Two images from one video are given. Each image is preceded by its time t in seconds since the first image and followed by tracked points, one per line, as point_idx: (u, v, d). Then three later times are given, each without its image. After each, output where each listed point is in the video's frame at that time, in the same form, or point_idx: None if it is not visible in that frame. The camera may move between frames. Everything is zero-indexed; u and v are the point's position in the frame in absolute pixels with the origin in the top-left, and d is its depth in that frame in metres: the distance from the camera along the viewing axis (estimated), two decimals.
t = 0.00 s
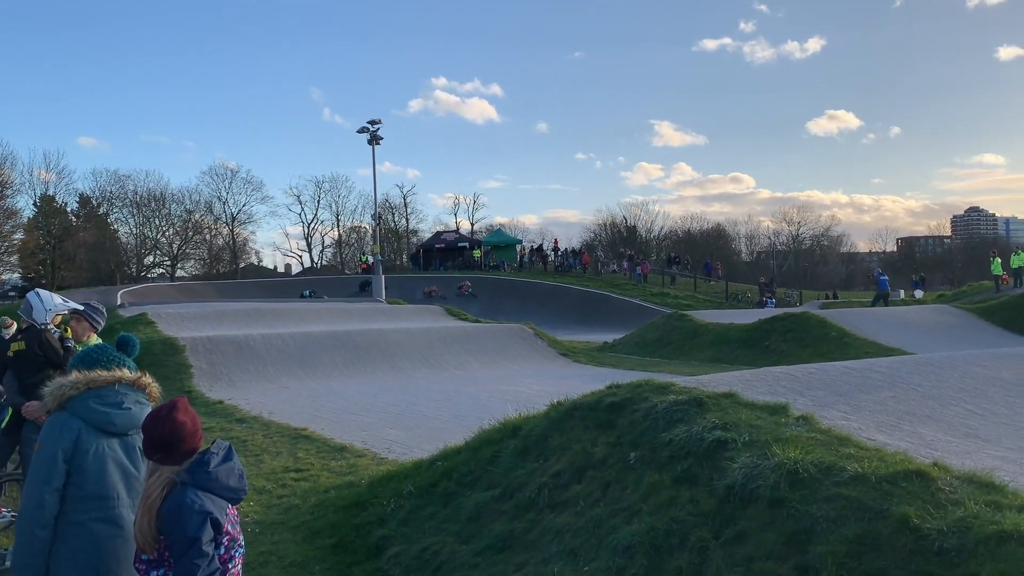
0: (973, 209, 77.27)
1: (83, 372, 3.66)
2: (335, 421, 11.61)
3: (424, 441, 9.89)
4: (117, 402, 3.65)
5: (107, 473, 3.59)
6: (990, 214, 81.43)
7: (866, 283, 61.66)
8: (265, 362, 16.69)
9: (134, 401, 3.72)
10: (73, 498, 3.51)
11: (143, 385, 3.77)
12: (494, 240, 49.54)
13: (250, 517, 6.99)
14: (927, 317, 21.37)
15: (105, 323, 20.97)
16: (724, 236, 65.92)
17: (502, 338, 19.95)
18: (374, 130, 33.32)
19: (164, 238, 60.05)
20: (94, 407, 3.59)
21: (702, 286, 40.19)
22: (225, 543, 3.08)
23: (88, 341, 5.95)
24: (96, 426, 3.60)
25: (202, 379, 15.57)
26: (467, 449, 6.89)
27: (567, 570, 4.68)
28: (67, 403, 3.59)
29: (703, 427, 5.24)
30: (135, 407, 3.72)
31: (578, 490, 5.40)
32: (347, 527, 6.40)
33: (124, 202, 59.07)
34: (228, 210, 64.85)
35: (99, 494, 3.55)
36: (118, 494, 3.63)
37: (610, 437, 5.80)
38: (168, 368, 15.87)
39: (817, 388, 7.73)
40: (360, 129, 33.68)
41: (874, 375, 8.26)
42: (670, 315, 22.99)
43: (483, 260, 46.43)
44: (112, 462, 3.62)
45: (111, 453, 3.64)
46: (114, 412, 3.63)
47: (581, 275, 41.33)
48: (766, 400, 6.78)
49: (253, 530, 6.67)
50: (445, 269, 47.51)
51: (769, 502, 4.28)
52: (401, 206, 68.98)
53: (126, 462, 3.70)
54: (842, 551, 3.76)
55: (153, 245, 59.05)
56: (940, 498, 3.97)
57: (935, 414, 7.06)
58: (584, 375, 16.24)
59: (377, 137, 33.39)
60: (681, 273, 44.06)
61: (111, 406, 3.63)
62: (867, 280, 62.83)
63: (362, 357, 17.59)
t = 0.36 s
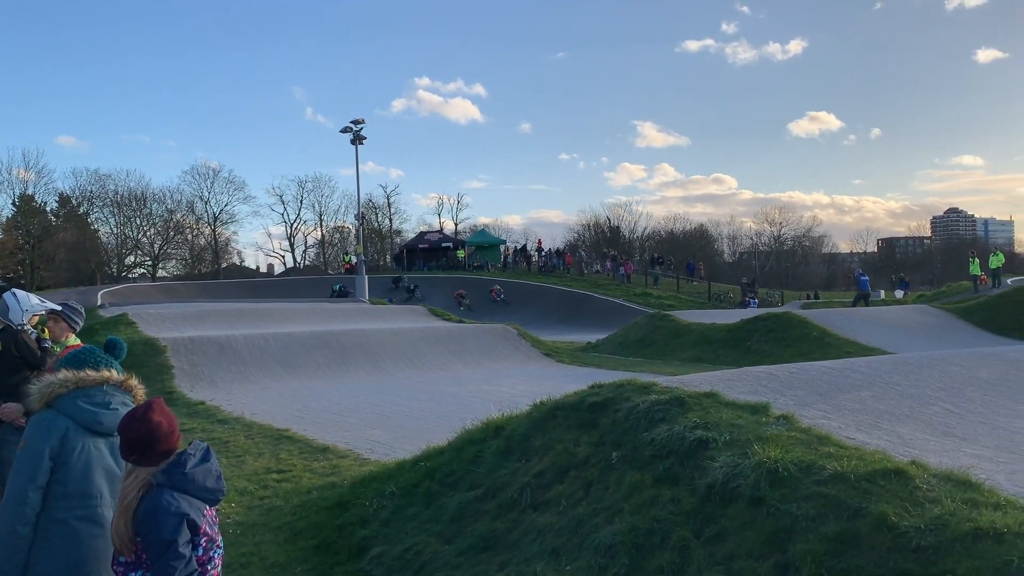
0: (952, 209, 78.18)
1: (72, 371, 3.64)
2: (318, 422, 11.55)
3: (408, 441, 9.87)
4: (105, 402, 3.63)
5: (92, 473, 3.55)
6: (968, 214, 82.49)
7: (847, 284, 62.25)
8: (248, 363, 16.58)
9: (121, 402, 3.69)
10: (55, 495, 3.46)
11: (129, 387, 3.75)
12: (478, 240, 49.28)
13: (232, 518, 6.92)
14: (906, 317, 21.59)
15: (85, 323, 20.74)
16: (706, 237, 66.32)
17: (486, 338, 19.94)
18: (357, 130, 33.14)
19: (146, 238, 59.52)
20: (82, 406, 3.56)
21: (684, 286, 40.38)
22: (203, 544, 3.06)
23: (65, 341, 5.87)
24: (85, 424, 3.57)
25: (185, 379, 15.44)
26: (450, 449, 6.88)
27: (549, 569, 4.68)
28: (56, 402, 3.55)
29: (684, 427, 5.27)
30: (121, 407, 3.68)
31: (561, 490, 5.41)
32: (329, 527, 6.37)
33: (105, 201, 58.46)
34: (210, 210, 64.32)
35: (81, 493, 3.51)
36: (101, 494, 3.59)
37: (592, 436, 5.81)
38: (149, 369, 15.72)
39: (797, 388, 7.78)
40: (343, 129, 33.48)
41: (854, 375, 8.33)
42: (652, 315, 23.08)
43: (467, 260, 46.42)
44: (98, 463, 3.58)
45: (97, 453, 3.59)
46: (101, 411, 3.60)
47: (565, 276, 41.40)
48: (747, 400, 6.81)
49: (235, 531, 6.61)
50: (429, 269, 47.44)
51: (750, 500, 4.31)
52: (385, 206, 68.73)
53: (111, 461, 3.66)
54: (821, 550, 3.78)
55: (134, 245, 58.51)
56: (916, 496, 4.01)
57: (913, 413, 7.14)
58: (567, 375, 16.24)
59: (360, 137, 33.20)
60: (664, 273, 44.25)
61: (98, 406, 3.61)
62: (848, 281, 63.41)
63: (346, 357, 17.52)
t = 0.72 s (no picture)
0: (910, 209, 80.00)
1: (36, 371, 3.60)
2: (283, 421, 11.42)
3: (375, 440, 9.80)
4: (67, 402, 3.56)
5: (52, 473, 3.46)
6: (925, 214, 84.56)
7: (808, 282, 63.41)
8: (212, 362, 16.31)
9: (83, 401, 3.62)
10: (14, 494, 3.38)
11: (92, 388, 3.69)
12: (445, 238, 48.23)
13: (195, 519, 6.81)
14: (866, 315, 22.06)
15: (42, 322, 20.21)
16: (671, 236, 66.98)
17: (453, 336, 19.90)
18: (323, 127, 32.77)
19: (106, 235, 58.17)
20: (43, 406, 3.50)
21: (650, 285, 40.74)
22: (164, 545, 3.01)
23: (21, 340, 5.70)
24: (46, 424, 3.50)
25: (147, 379, 15.13)
26: (416, 447, 6.85)
27: (516, 566, 4.70)
28: (16, 400, 3.50)
29: (649, 423, 5.33)
30: (85, 407, 3.62)
31: (527, 487, 5.42)
32: (295, 527, 6.30)
33: (65, 198, 57.02)
34: (173, 207, 63.10)
35: (41, 492, 3.42)
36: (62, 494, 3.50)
37: (559, 433, 5.84)
38: (109, 368, 15.37)
39: (760, 385, 7.90)
40: (308, 126, 33.09)
41: (815, 372, 8.48)
42: (619, 313, 23.25)
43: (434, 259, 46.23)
44: (60, 462, 3.49)
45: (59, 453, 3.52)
46: (63, 410, 3.53)
47: (532, 274, 41.47)
48: (710, 397, 6.91)
49: (198, 532, 6.50)
50: (395, 268, 47.16)
51: (712, 496, 4.37)
52: (351, 204, 68.07)
53: (76, 464, 3.57)
54: (782, 545, 3.85)
55: (94, 242, 57.16)
56: (874, 491, 4.10)
57: (871, 409, 7.30)
58: (535, 373, 16.28)
59: (326, 134, 32.85)
60: (631, 272, 44.58)
61: (60, 405, 3.54)
62: (810, 279, 64.57)
63: (312, 356, 17.33)
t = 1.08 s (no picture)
0: (835, 209, 83.17)
1: None
2: (214, 421, 11.09)
3: (310, 439, 9.61)
4: None
5: None
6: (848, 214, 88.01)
7: (739, 279, 65.23)
8: (139, 361, 15.72)
9: None
10: None
11: None
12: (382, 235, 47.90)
13: (121, 522, 6.55)
14: (793, 311, 22.82)
15: None
16: (608, 234, 67.87)
17: (390, 334, 19.69)
18: (257, 120, 31.95)
19: (25, 230, 55.34)
20: None
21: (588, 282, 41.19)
22: (80, 547, 2.90)
23: None
24: None
25: (69, 379, 14.47)
26: (351, 445, 6.76)
27: (450, 562, 4.69)
28: None
29: (583, 418, 5.39)
30: None
31: (463, 483, 5.41)
32: (226, 528, 6.13)
33: None
34: (98, 202, 60.64)
35: None
36: None
37: (494, 429, 5.85)
38: (28, 368, 14.65)
39: (692, 380, 8.08)
40: (242, 119, 32.21)
41: (745, 367, 8.74)
42: (556, 310, 23.45)
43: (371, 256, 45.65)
44: None
45: None
46: None
47: (471, 271, 41.40)
48: (642, 391, 7.04)
49: (125, 535, 6.26)
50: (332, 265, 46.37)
51: (643, 489, 4.46)
52: (286, 199, 66.65)
53: None
54: (710, 535, 3.96)
55: (11, 238, 54.29)
56: (798, 482, 4.25)
57: (797, 402, 7.56)
58: (473, 371, 16.25)
59: (259, 128, 32.06)
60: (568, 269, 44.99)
61: None
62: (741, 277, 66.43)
63: (244, 355, 16.89)
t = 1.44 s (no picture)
0: (740, 212, 86.70)
1: None
2: (114, 427, 10.50)
3: (219, 444, 9.23)
4: None
5: None
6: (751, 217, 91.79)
7: (650, 279, 66.97)
8: (31, 364, 14.70)
9: None
10: None
11: None
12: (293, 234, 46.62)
13: (12, 535, 6.10)
14: (701, 311, 23.61)
15: None
16: (522, 235, 68.34)
17: (302, 336, 19.18)
18: (160, 115, 30.46)
19: None
20: None
21: (503, 282, 41.34)
22: None
23: None
24: None
25: None
26: (262, 448, 6.53)
27: (364, 566, 4.60)
28: None
29: (498, 417, 5.40)
30: None
31: (378, 485, 5.32)
32: (128, 537, 5.82)
33: None
34: None
35: None
36: None
37: (409, 430, 5.78)
38: None
39: (605, 378, 8.24)
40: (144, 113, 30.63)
41: (656, 364, 8.98)
42: (472, 310, 23.43)
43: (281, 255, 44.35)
44: None
45: None
46: None
47: (385, 272, 40.83)
48: (556, 389, 7.13)
49: (18, 548, 5.84)
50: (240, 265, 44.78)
51: (557, 486, 4.50)
52: (191, 197, 63.91)
53: None
54: (622, 530, 4.04)
55: None
56: (706, 475, 4.39)
57: (706, 398, 7.82)
58: (388, 372, 16.02)
59: (163, 123, 30.59)
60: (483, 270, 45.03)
61: None
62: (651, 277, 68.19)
63: (147, 358, 16.07)
